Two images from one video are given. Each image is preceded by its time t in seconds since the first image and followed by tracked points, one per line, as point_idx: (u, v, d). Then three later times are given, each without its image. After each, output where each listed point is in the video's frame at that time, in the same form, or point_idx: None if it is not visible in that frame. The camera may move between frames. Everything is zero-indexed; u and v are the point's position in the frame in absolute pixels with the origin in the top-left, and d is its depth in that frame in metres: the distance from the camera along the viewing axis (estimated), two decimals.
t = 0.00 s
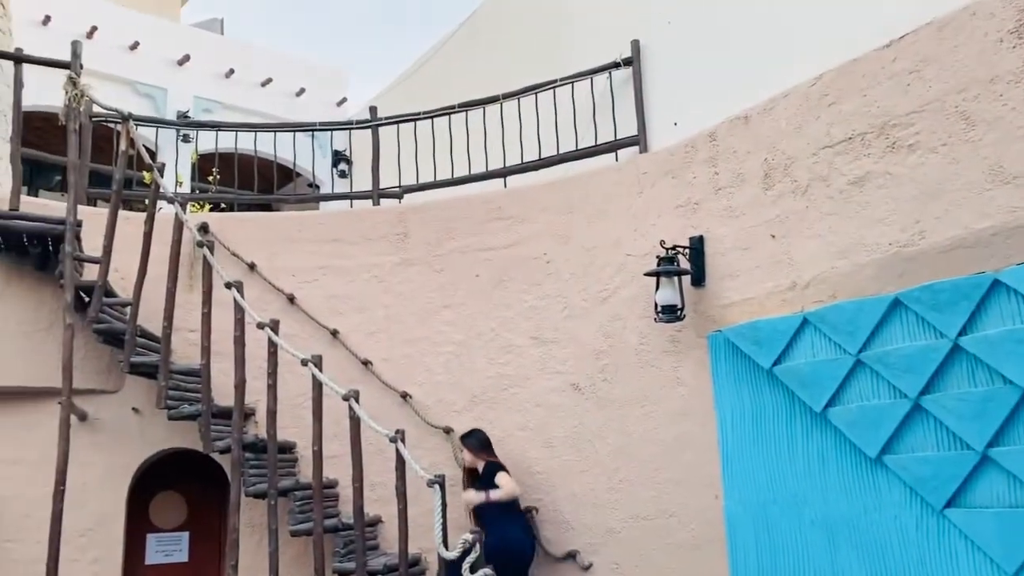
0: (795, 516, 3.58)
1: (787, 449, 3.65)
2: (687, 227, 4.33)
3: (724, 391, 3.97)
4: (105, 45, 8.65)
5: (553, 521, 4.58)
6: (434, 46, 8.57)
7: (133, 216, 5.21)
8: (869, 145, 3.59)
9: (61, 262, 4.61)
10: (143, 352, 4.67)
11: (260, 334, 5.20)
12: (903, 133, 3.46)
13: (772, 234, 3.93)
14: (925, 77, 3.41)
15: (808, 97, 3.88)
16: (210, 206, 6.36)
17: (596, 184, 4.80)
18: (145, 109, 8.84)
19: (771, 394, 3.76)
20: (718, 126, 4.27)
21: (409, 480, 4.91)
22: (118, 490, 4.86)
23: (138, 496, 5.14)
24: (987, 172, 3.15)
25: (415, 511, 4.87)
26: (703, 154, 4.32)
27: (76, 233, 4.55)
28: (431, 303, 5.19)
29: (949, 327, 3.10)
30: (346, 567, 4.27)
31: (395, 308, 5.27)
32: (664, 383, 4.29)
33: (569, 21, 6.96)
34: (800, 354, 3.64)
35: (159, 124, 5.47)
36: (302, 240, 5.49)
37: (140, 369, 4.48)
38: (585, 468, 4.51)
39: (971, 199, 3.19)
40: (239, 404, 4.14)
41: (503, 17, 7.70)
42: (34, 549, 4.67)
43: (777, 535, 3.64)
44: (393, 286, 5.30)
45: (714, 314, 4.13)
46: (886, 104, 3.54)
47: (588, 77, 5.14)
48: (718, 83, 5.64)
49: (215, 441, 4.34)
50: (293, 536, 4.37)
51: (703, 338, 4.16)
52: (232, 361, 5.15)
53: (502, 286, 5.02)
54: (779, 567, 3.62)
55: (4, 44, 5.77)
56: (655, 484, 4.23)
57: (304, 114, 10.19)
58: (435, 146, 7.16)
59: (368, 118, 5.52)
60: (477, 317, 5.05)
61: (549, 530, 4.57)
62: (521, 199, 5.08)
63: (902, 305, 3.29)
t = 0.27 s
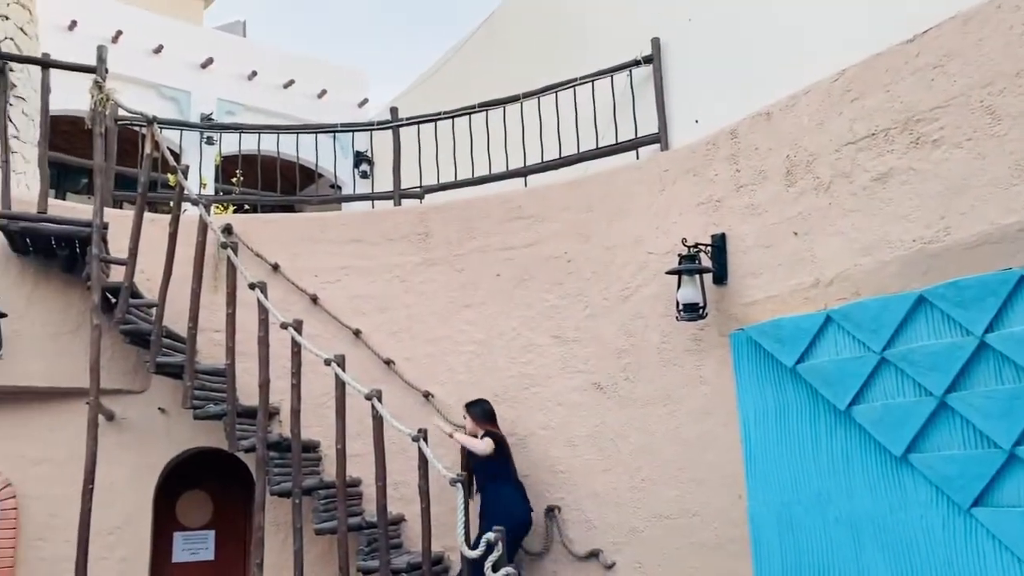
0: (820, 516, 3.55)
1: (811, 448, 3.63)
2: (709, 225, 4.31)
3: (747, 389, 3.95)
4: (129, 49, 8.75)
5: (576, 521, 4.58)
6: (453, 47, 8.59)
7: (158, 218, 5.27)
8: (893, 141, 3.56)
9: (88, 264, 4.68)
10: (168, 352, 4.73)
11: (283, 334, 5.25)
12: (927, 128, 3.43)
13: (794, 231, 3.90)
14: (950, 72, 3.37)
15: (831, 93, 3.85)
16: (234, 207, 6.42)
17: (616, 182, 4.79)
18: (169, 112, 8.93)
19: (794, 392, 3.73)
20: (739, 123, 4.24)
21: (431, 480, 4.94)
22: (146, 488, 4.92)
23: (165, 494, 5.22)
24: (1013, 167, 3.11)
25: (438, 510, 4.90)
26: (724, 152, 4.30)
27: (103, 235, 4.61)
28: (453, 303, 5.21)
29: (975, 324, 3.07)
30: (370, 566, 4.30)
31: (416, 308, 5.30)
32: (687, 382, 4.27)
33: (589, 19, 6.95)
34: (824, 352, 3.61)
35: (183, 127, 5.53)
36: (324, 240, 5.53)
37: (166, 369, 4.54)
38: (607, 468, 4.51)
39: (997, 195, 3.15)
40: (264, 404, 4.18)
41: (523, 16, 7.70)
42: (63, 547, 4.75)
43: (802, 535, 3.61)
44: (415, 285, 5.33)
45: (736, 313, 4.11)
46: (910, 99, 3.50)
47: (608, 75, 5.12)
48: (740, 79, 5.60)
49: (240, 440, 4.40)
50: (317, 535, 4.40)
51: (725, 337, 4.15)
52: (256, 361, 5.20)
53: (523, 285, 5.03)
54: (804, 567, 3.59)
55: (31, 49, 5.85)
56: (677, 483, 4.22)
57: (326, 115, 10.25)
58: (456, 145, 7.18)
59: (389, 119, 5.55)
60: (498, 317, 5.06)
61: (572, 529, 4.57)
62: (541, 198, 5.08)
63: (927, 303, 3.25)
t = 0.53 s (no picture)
0: (842, 516, 3.53)
1: (832, 449, 3.61)
2: (728, 225, 4.30)
3: (767, 389, 3.94)
4: (151, 55, 8.86)
5: (596, 522, 4.58)
6: (471, 49, 8.62)
7: (180, 222, 5.33)
8: (914, 139, 3.53)
9: (112, 268, 4.74)
10: (191, 355, 4.78)
11: (304, 337, 5.29)
12: (948, 126, 3.39)
13: (815, 231, 3.88)
14: (971, 69, 3.34)
15: (850, 91, 3.83)
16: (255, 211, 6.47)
17: (635, 183, 4.79)
18: (191, 117, 9.03)
19: (815, 392, 3.71)
20: (758, 122, 4.22)
21: (451, 481, 4.96)
22: (169, 490, 4.98)
23: (189, 496, 5.27)
24: None
25: (459, 511, 4.91)
26: (743, 151, 4.29)
27: (126, 240, 4.67)
28: (472, 304, 5.22)
29: (999, 323, 3.04)
30: (392, 567, 4.33)
31: (436, 310, 5.32)
32: (707, 383, 4.26)
33: (607, 20, 6.94)
34: (845, 352, 3.59)
35: (204, 132, 5.58)
36: (343, 243, 5.56)
37: (189, 372, 4.59)
38: (627, 468, 4.50)
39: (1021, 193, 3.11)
40: (285, 406, 4.21)
41: (541, 17, 7.71)
42: (89, 548, 4.81)
43: (824, 536, 3.59)
44: (434, 287, 5.35)
45: (756, 313, 4.09)
46: (931, 96, 3.47)
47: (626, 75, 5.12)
48: (759, 77, 5.57)
49: (262, 442, 4.43)
50: (339, 536, 4.43)
51: (746, 337, 4.13)
52: (277, 363, 5.24)
53: (542, 286, 5.03)
54: (827, 567, 3.57)
55: (55, 57, 5.94)
56: (698, 484, 4.21)
57: (345, 118, 10.31)
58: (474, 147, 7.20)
59: (407, 121, 5.57)
60: (518, 318, 5.07)
61: (593, 530, 4.57)
62: (559, 199, 5.08)
63: (951, 302, 3.23)
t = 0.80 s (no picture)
0: (869, 518, 3.50)
1: (858, 450, 3.58)
2: (751, 226, 4.28)
3: (792, 390, 3.91)
4: (176, 63, 8.96)
5: (620, 524, 4.57)
6: (492, 53, 8.64)
7: (206, 227, 5.39)
8: (939, 137, 3.49)
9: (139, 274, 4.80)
10: (217, 359, 4.83)
11: (328, 340, 5.33)
12: (974, 124, 3.36)
13: (838, 231, 3.85)
14: (997, 66, 3.30)
15: (874, 90, 3.80)
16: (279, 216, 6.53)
17: (656, 184, 4.78)
18: (215, 123, 9.13)
19: (840, 394, 3.68)
20: (780, 122, 4.20)
21: (475, 483, 4.98)
22: (196, 493, 5.04)
23: (215, 498, 5.33)
24: None
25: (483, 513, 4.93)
26: (766, 151, 4.26)
27: (152, 245, 4.73)
28: (494, 307, 5.24)
29: None
30: (416, 569, 4.34)
31: (458, 313, 5.33)
32: (731, 384, 4.24)
33: (628, 21, 6.92)
34: (871, 353, 3.56)
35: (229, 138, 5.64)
36: (366, 247, 5.60)
37: (215, 376, 4.64)
38: (651, 470, 4.49)
39: None
40: (309, 409, 4.25)
41: (563, 18, 7.70)
42: (118, 550, 4.88)
43: (850, 538, 3.56)
44: (456, 290, 5.37)
45: (780, 314, 4.07)
46: (955, 94, 3.44)
47: (647, 77, 5.10)
48: (782, 77, 5.53)
49: (287, 444, 4.47)
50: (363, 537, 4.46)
51: (770, 338, 4.10)
52: (302, 366, 5.29)
53: (564, 288, 5.03)
54: (853, 570, 3.54)
55: (82, 65, 6.03)
56: (722, 486, 4.19)
57: (368, 123, 10.37)
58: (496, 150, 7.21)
59: (429, 126, 5.60)
60: (540, 320, 5.07)
61: (617, 533, 4.56)
62: (581, 201, 5.08)
63: (978, 301, 3.19)
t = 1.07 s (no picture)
0: (896, 522, 3.45)
1: (885, 452, 3.54)
2: (774, 227, 4.25)
3: (817, 393, 3.88)
4: (201, 70, 9.06)
5: (643, 528, 4.55)
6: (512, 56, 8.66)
7: (231, 233, 5.45)
8: (965, 136, 3.45)
9: (165, 279, 4.85)
10: (242, 363, 4.88)
11: (351, 344, 5.36)
12: (1001, 122, 3.31)
13: (863, 232, 3.82)
14: None
15: (898, 89, 3.76)
16: (303, 222, 6.59)
17: (679, 186, 4.76)
18: (240, 129, 9.21)
19: (865, 396, 3.65)
20: (803, 123, 4.17)
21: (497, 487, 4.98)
22: (222, 496, 5.09)
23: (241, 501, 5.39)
24: None
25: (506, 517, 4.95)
26: (789, 152, 4.23)
27: (178, 251, 4.78)
28: (516, 310, 5.24)
29: None
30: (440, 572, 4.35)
31: (480, 316, 5.34)
32: (756, 387, 4.21)
33: (650, 22, 6.90)
34: (897, 354, 3.52)
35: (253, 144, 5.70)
36: (389, 251, 5.63)
37: (240, 380, 4.68)
38: (675, 474, 4.47)
39: None
40: (333, 412, 4.27)
41: (584, 21, 7.69)
42: (145, 552, 4.94)
43: (878, 542, 3.52)
44: (478, 294, 5.38)
45: (804, 315, 4.04)
46: (982, 93, 3.39)
47: (668, 79, 5.09)
48: (806, 76, 5.48)
49: (311, 447, 4.50)
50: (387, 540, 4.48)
51: (794, 340, 4.08)
52: (326, 370, 5.33)
53: (586, 291, 5.03)
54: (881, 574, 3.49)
55: (109, 74, 6.11)
56: (746, 490, 4.17)
57: (390, 128, 10.42)
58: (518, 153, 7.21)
59: (450, 130, 5.61)
60: (562, 323, 5.07)
61: (640, 536, 4.55)
62: (602, 204, 5.07)
63: (1006, 302, 3.15)
